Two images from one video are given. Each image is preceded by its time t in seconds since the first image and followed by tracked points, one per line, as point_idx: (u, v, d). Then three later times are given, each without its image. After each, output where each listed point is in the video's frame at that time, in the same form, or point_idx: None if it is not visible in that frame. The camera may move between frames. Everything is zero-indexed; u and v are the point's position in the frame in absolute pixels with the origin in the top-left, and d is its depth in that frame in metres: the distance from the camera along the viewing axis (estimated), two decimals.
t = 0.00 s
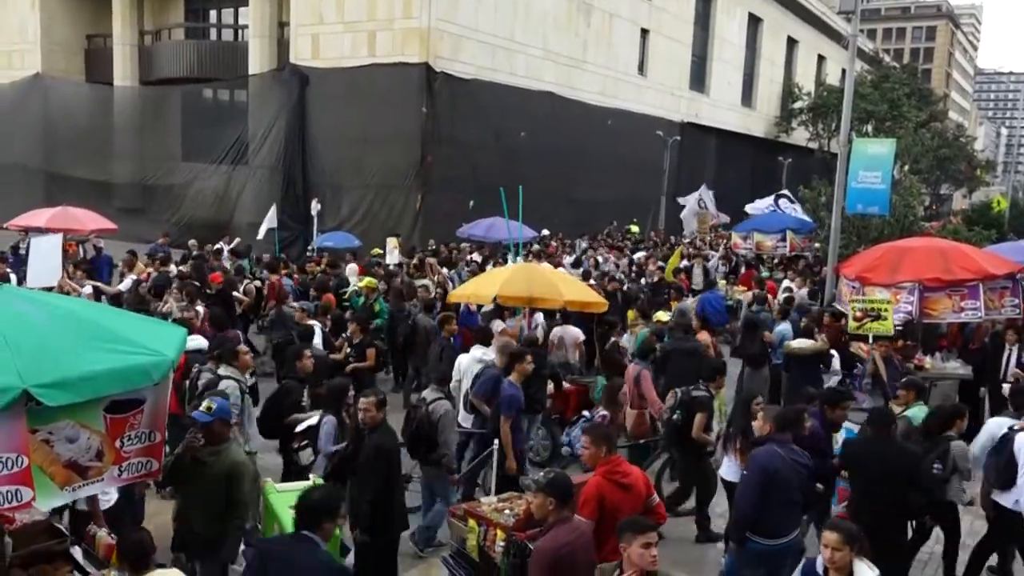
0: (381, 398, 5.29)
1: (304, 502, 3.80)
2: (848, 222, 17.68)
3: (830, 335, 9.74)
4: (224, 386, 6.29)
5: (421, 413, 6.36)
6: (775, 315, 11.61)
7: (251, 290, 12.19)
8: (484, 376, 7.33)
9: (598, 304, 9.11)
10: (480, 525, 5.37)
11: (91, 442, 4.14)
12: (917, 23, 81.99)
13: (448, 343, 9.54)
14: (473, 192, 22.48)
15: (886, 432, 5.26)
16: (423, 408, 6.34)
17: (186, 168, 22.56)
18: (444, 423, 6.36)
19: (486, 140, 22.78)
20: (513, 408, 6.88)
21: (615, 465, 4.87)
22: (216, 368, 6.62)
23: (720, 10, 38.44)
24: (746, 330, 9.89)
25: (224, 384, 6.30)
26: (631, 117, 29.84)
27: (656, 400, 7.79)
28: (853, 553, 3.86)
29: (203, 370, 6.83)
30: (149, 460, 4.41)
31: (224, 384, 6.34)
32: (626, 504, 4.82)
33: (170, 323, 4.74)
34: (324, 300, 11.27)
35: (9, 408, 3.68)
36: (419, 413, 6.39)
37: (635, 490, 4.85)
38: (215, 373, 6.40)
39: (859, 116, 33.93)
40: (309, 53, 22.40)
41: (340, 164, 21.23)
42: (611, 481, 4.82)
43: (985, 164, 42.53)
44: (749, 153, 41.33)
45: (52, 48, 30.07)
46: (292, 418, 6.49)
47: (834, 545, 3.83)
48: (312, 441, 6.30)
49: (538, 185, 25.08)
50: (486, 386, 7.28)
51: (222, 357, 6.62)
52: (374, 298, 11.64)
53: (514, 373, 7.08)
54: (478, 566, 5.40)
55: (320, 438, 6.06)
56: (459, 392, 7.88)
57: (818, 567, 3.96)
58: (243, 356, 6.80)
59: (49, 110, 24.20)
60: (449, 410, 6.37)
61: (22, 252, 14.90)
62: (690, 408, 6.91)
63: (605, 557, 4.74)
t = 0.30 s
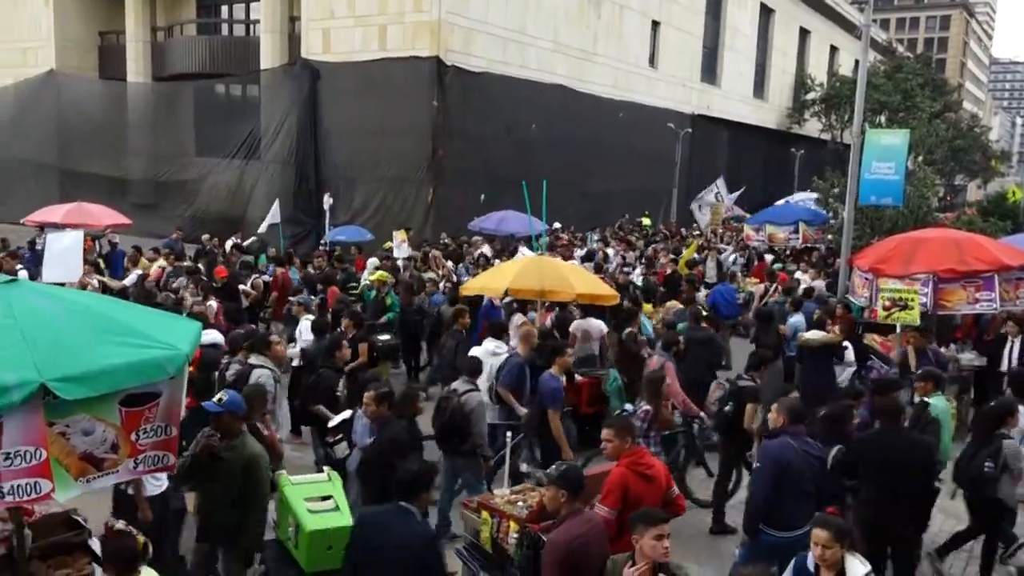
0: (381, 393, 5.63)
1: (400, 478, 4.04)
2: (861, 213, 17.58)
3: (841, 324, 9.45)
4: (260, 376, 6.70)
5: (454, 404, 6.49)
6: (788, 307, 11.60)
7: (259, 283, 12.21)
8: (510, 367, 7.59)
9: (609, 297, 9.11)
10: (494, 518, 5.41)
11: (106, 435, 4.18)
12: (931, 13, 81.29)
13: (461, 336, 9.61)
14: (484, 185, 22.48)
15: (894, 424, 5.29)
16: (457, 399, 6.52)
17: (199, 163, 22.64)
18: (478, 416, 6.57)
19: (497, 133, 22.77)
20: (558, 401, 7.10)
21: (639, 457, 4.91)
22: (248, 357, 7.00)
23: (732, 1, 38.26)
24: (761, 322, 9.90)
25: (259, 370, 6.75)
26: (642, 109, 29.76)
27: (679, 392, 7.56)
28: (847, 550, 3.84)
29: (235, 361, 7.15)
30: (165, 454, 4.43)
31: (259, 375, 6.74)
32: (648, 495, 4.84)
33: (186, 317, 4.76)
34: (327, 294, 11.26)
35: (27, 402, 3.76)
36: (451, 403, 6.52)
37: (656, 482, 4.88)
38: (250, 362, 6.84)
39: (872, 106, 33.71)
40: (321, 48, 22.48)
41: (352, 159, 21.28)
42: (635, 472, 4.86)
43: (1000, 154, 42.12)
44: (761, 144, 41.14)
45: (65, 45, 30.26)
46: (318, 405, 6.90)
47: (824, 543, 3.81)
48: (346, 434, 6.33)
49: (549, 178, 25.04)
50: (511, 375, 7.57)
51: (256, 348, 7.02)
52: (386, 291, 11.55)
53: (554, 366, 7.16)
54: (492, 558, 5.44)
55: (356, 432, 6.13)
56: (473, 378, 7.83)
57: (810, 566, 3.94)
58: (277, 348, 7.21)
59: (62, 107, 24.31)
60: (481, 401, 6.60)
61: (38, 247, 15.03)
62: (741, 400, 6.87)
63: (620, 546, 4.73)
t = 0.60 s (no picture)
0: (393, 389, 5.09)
1: (494, 462, 4.38)
2: (893, 208, 17.37)
3: (872, 320, 9.35)
4: (308, 367, 7.22)
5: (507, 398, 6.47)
6: (817, 302, 11.50)
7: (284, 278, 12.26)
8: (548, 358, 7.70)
9: (636, 291, 9.07)
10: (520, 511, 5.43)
11: (142, 427, 4.27)
12: (967, 4, 79.81)
13: (488, 330, 9.65)
14: (512, 179, 22.49)
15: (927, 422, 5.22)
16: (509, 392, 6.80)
17: (230, 159, 22.89)
18: (528, 407, 6.92)
19: (524, 128, 22.76)
20: (618, 394, 7.39)
21: (680, 453, 4.99)
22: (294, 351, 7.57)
23: None
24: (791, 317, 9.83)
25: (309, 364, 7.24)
26: (670, 103, 29.59)
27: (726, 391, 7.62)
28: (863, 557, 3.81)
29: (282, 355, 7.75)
30: (201, 445, 4.51)
31: (306, 365, 7.25)
32: (689, 492, 4.93)
33: (218, 310, 4.84)
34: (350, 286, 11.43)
35: (64, 392, 3.85)
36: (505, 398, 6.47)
37: (696, 479, 4.96)
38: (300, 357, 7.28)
39: (904, 99, 33.22)
40: (349, 44, 22.64)
41: (381, 153, 21.42)
42: (676, 467, 4.93)
43: None
44: (792, 138, 40.72)
45: (100, 42, 30.74)
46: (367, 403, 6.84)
47: (841, 550, 3.77)
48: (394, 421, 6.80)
49: (576, 173, 25.00)
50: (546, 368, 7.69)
51: (302, 343, 7.53)
52: (413, 286, 11.47)
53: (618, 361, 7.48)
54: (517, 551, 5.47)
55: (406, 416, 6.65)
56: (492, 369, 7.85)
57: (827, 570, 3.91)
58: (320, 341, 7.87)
59: (97, 105, 24.60)
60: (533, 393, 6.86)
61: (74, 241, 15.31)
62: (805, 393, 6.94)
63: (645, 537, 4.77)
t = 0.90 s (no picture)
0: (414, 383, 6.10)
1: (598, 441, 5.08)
2: (941, 203, 16.98)
3: (918, 317, 9.16)
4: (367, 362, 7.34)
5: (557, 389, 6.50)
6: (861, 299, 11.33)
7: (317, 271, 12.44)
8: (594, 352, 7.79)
9: (675, 286, 8.99)
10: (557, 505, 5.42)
11: (187, 416, 4.34)
12: None
13: (527, 324, 9.67)
14: (551, 173, 22.44)
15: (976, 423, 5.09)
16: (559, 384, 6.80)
17: (272, 153, 23.16)
18: (579, 401, 6.78)
19: (564, 121, 22.68)
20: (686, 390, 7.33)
21: (717, 452, 4.97)
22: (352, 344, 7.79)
23: None
24: (837, 314, 9.69)
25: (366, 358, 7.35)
26: (712, 97, 29.27)
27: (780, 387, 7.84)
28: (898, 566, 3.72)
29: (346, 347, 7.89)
30: (242, 435, 4.58)
31: (366, 359, 7.36)
32: (724, 490, 4.91)
33: (259, 302, 4.91)
34: (381, 279, 11.50)
35: (111, 381, 3.92)
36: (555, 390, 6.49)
37: (732, 478, 4.94)
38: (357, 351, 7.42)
39: (954, 92, 32.46)
40: (390, 38, 22.77)
41: (420, 147, 21.53)
42: (710, 466, 4.93)
43: None
44: (836, 132, 40.03)
45: (147, 39, 31.28)
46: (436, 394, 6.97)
47: (875, 559, 3.70)
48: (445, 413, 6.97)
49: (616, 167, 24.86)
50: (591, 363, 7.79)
51: (362, 337, 7.63)
52: (452, 279, 11.51)
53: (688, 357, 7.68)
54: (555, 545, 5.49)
55: (458, 409, 6.83)
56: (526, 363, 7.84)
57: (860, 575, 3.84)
58: (378, 336, 8.02)
59: (143, 100, 25.04)
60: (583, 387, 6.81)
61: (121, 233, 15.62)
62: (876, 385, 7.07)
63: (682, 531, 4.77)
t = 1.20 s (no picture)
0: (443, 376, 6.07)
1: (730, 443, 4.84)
2: (996, 196, 16.52)
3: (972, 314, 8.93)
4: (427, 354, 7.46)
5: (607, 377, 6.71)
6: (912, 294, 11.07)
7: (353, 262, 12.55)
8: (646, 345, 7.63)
9: (719, 282, 8.87)
10: (599, 499, 5.37)
11: (231, 405, 4.39)
12: None
13: (569, 318, 9.64)
14: (593, 166, 22.31)
15: None
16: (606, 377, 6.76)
17: (316, 147, 23.39)
18: (626, 394, 6.73)
19: (606, 114, 22.53)
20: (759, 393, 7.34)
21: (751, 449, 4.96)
22: (418, 335, 8.00)
23: None
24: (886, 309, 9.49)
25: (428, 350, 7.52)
26: (757, 88, 28.84)
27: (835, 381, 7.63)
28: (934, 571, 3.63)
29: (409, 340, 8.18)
30: (284, 425, 4.62)
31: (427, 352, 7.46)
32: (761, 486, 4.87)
33: (302, 295, 4.97)
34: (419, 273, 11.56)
35: (161, 371, 3.98)
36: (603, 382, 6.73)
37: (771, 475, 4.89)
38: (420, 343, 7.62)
39: (1010, 82, 31.50)
40: (432, 32, 22.85)
41: (463, 141, 21.58)
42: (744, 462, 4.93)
43: None
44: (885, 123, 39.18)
45: (194, 34, 31.80)
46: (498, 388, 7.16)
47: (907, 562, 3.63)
48: (507, 411, 6.81)
49: (658, 159, 24.64)
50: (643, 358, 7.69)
51: (426, 328, 7.70)
52: (493, 273, 11.84)
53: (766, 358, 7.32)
54: (597, 538, 5.46)
55: (519, 406, 6.82)
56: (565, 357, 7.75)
57: None
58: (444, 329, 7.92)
59: (191, 95, 25.47)
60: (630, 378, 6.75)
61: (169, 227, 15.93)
62: (949, 375, 6.98)
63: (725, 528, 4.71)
